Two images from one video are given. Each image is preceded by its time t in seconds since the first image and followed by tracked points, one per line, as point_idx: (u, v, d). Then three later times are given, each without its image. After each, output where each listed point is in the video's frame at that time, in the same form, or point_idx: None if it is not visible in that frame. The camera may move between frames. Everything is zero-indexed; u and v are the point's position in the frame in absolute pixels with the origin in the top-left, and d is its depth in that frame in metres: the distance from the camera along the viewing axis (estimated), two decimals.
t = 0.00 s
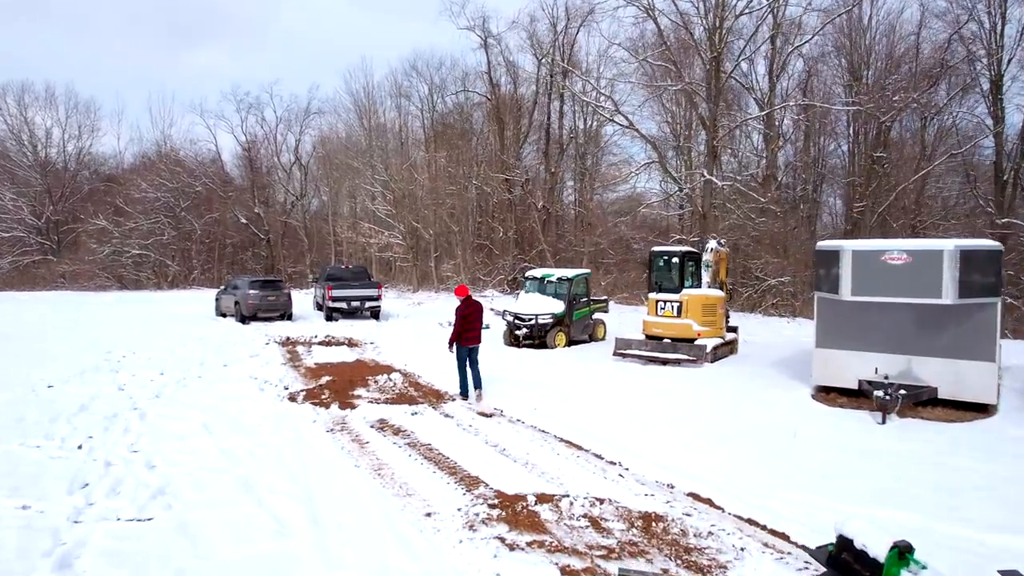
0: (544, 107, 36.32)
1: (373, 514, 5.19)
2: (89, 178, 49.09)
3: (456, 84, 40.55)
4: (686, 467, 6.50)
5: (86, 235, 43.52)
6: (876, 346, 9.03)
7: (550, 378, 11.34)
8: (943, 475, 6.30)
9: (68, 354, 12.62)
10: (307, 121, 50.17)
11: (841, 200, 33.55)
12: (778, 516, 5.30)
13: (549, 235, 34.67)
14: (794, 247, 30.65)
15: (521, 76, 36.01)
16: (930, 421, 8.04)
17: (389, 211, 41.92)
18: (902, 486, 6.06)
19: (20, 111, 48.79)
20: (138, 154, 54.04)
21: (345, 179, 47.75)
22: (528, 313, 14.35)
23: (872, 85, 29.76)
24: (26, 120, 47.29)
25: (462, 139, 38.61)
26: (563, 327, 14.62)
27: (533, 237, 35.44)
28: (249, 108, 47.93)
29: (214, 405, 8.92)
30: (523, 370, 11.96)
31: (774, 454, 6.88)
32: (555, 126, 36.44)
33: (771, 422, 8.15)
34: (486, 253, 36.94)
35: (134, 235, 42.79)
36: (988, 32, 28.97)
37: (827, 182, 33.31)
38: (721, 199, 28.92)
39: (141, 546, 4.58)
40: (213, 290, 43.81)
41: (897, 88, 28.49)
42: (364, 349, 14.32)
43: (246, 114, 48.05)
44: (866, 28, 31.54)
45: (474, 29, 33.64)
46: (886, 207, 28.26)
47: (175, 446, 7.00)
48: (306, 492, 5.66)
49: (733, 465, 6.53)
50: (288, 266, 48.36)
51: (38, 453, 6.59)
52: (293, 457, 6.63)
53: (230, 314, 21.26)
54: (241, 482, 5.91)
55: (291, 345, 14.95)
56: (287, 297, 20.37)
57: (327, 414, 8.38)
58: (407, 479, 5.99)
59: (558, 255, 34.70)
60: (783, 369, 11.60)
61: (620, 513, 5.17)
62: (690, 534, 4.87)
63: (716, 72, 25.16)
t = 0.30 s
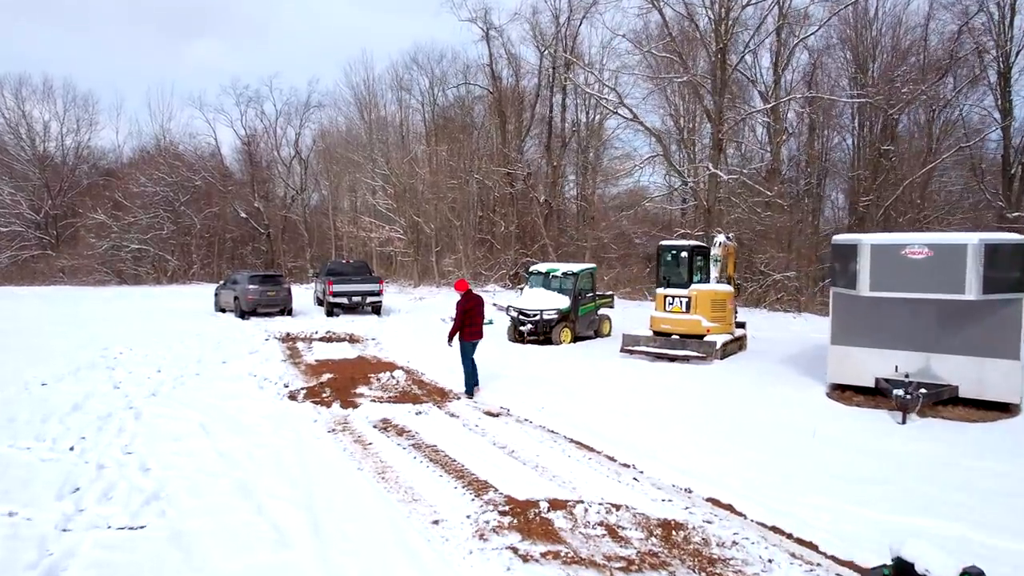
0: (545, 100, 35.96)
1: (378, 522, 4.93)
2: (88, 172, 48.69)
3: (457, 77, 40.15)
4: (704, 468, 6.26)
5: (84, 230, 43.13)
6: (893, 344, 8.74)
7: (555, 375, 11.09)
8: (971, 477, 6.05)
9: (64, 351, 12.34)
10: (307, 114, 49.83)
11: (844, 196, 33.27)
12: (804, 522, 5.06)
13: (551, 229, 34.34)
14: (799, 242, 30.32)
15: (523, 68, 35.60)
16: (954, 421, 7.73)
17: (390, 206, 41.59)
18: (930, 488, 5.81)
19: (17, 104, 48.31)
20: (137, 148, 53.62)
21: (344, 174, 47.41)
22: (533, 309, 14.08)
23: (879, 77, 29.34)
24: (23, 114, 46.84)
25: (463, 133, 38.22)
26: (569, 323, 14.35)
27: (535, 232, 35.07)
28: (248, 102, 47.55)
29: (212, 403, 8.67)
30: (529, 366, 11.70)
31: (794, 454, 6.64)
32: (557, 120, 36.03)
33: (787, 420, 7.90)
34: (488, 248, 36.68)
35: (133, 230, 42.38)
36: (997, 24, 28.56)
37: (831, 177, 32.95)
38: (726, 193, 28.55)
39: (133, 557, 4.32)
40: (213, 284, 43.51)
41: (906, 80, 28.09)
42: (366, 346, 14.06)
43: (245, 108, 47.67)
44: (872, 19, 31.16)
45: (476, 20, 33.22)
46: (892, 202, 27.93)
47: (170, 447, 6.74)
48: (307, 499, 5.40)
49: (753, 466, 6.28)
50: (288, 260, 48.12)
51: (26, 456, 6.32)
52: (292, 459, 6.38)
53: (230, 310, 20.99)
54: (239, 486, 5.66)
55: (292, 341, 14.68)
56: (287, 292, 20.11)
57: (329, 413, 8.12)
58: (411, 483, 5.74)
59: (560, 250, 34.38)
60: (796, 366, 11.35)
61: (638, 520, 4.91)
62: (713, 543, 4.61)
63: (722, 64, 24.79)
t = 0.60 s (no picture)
0: (547, 92, 35.58)
1: (383, 531, 4.67)
2: (86, 166, 48.33)
3: (457, 70, 39.76)
4: (722, 471, 6.01)
5: (83, 224, 42.79)
6: (908, 342, 8.46)
7: (562, 371, 10.81)
8: (1002, 481, 5.79)
9: (59, 347, 12.07)
10: (306, 108, 49.49)
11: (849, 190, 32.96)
12: (832, 531, 4.81)
13: (554, 224, 34.05)
14: (803, 236, 30.05)
15: (525, 60, 35.20)
16: (977, 422, 7.47)
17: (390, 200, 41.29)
18: (961, 493, 5.54)
19: (14, 97, 47.87)
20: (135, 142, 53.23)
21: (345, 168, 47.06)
22: (538, 304, 13.80)
23: (887, 69, 28.94)
24: (21, 107, 46.42)
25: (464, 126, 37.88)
26: (574, 319, 14.08)
27: (537, 227, 34.77)
28: (247, 95, 47.16)
29: (209, 403, 8.39)
30: (534, 362, 11.43)
31: (815, 457, 6.38)
32: (558, 113, 35.65)
33: (806, 420, 7.62)
34: (489, 242, 36.44)
35: (132, 224, 42.04)
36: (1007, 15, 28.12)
37: (834, 171, 32.65)
38: (731, 186, 28.22)
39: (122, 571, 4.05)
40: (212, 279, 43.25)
41: (914, 72, 27.70)
42: (367, 342, 13.80)
43: (245, 101, 47.29)
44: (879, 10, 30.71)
45: (477, 12, 32.80)
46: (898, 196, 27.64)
47: (165, 450, 6.47)
48: (307, 506, 5.13)
49: (774, 470, 6.04)
50: (287, 255, 47.92)
51: (13, 459, 6.05)
52: (291, 463, 6.10)
53: (229, 305, 20.72)
54: (237, 492, 5.39)
55: (292, 337, 14.41)
56: (287, 287, 19.83)
57: (330, 413, 7.85)
58: (416, 489, 5.47)
59: (562, 244, 34.10)
60: (808, 364, 11.08)
61: (657, 529, 4.66)
62: (738, 555, 4.35)
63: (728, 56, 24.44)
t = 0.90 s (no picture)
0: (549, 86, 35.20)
1: (386, 543, 4.42)
2: (85, 161, 47.98)
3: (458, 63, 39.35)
4: (739, 476, 5.76)
5: (81, 219, 42.44)
6: (925, 340, 8.20)
7: (567, 368, 10.54)
8: None
9: (53, 344, 11.81)
10: (306, 102, 49.13)
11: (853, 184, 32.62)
12: (860, 541, 4.56)
13: (555, 218, 33.71)
14: (807, 231, 29.74)
15: (526, 53, 34.78)
16: (1001, 424, 7.20)
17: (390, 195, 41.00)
18: (991, 499, 5.28)
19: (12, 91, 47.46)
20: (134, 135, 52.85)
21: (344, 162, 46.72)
22: (542, 300, 13.54)
23: (893, 62, 28.54)
24: (18, 101, 46.02)
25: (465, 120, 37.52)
26: (579, 315, 13.80)
27: (538, 221, 34.40)
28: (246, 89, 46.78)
29: (205, 402, 8.12)
30: (538, 358, 11.18)
31: (836, 460, 6.12)
32: (560, 107, 35.27)
33: (823, 421, 7.37)
34: (491, 237, 36.15)
35: (130, 219, 41.68)
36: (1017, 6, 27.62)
37: (839, 165, 32.31)
38: (735, 180, 27.88)
39: None
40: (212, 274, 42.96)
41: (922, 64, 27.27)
42: (368, 338, 13.54)
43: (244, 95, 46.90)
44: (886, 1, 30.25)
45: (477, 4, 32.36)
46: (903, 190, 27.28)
47: (158, 453, 6.21)
48: (306, 514, 4.86)
49: (794, 474, 5.78)
50: (287, 250, 47.67)
51: None
52: (289, 467, 5.84)
53: (227, 300, 20.45)
54: (232, 499, 5.14)
55: (291, 333, 14.15)
56: (287, 282, 19.57)
57: (330, 413, 7.60)
58: (420, 496, 5.21)
59: (563, 239, 33.80)
60: (819, 362, 10.82)
61: (676, 540, 4.40)
62: (764, 569, 4.10)
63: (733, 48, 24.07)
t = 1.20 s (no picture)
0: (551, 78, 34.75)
1: (388, 556, 4.16)
2: (83, 155, 47.62)
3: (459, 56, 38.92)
4: (758, 482, 5.51)
5: (79, 213, 42.11)
6: (945, 338, 7.92)
7: (573, 364, 10.28)
8: None
9: (46, 341, 11.53)
10: (305, 95, 48.73)
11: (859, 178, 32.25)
12: (891, 553, 4.30)
13: (557, 212, 33.41)
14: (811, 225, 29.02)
15: (527, 45, 34.34)
16: None
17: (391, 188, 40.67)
18: None
19: (9, 84, 47.05)
20: (132, 129, 52.45)
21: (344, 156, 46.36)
22: (546, 295, 13.26)
23: (900, 54, 28.02)
24: (15, 94, 45.63)
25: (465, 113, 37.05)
26: (584, 311, 13.51)
27: (539, 216, 34.08)
28: (246, 82, 46.40)
29: (200, 402, 7.85)
30: (543, 355, 10.91)
31: (857, 464, 5.86)
32: (561, 100, 34.79)
33: (840, 421, 7.11)
34: (492, 232, 35.83)
35: (129, 213, 41.37)
36: None
37: (842, 159, 31.87)
38: (740, 174, 27.52)
39: None
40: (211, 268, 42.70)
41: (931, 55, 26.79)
42: (369, 335, 13.27)
43: (243, 88, 46.53)
44: None
45: None
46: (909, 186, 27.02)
47: (149, 456, 5.95)
48: (305, 523, 4.61)
49: (815, 479, 5.52)
50: (287, 245, 47.50)
51: None
52: (287, 472, 5.58)
53: (226, 296, 20.18)
54: (226, 506, 4.89)
55: (290, 329, 13.88)
56: (286, 277, 19.30)
57: (329, 413, 7.34)
58: (424, 504, 4.96)
59: (564, 234, 33.49)
60: (831, 360, 10.55)
61: (696, 552, 4.16)
62: None
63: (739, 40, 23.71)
